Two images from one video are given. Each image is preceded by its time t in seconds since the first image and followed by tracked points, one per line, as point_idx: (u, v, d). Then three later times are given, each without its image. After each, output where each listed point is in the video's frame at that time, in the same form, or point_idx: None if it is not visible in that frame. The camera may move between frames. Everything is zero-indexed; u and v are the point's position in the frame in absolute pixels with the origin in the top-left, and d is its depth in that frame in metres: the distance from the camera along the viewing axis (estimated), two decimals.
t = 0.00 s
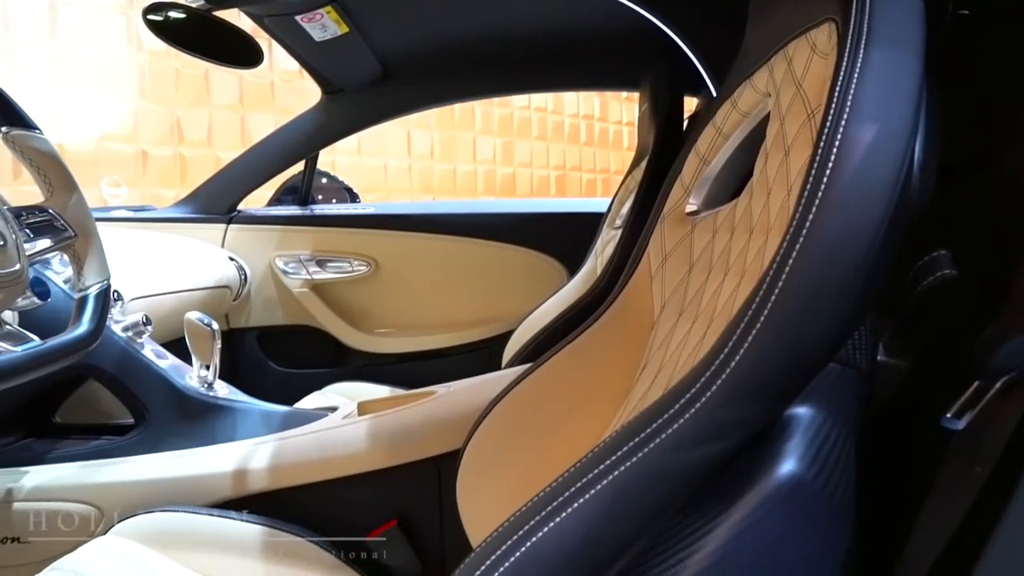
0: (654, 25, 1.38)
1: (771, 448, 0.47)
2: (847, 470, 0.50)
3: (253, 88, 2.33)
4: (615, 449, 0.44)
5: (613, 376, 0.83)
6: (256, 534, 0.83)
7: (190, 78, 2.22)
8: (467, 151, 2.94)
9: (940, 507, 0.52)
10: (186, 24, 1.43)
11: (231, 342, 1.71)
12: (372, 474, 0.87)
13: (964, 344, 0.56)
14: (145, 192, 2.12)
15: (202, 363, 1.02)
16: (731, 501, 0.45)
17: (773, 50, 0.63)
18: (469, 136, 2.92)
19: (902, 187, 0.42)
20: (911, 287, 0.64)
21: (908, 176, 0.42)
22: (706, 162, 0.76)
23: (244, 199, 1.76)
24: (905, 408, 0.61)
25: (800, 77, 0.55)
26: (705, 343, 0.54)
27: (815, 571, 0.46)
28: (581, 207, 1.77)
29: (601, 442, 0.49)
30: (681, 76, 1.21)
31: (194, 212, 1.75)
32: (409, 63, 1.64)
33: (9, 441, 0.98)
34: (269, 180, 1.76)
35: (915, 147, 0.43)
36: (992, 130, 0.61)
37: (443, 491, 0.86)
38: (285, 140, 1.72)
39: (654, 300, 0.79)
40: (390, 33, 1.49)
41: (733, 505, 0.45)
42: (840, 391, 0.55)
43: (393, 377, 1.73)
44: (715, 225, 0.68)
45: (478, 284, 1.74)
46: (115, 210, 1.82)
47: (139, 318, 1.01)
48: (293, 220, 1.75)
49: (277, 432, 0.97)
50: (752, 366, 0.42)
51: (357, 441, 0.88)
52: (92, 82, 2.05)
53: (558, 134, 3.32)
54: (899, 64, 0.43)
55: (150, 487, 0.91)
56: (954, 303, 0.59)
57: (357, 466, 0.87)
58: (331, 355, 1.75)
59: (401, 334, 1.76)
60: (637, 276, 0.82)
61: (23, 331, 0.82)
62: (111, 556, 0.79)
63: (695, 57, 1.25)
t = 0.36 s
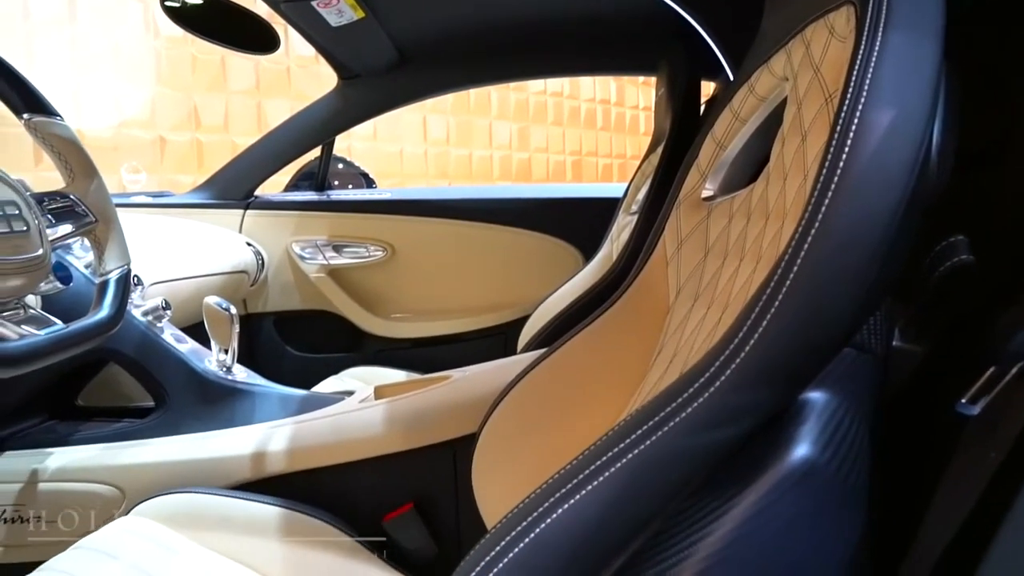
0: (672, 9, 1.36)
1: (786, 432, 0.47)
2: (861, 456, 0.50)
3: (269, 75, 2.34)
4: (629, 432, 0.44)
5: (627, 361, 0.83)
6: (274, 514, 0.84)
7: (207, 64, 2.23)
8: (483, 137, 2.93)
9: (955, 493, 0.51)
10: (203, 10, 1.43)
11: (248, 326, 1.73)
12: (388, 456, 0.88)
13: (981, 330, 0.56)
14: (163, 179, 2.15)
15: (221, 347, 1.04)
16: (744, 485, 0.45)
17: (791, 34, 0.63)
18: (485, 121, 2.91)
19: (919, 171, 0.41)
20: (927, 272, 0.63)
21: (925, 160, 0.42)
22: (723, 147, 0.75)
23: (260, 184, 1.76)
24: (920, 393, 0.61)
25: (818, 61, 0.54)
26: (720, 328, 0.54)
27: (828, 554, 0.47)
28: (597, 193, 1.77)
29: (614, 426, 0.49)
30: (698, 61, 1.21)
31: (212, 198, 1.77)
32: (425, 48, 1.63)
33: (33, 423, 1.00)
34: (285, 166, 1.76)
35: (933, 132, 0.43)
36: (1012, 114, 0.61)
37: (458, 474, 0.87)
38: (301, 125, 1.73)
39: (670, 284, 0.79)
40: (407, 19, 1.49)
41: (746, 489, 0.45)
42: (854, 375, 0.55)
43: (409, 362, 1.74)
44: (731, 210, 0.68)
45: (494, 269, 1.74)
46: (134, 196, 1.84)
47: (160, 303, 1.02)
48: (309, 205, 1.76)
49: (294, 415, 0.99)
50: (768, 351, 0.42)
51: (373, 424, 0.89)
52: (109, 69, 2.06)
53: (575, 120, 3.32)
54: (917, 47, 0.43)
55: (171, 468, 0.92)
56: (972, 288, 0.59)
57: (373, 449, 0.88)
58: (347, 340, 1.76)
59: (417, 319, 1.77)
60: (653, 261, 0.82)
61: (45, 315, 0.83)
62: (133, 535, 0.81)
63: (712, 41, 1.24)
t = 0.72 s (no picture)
0: None
1: (800, 418, 0.47)
2: (875, 443, 0.50)
3: (284, 61, 2.35)
4: (644, 418, 0.44)
5: (642, 348, 0.83)
6: (293, 499, 0.86)
7: (223, 51, 2.24)
8: (499, 122, 2.91)
9: (969, 481, 0.51)
10: None
11: (266, 312, 1.74)
12: (405, 441, 0.89)
13: (999, 318, 0.56)
14: (181, 165, 2.16)
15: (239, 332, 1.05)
16: (755, 472, 0.46)
17: (809, 19, 0.63)
18: (501, 107, 2.90)
19: (937, 158, 0.41)
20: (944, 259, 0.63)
21: (943, 147, 0.42)
22: (740, 133, 0.75)
23: (277, 170, 1.77)
24: (938, 381, 0.61)
25: (836, 47, 0.54)
26: (736, 313, 0.54)
27: (839, 541, 0.47)
28: (613, 179, 1.77)
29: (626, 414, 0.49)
30: (715, 45, 1.20)
31: (229, 184, 1.78)
32: (442, 34, 1.63)
33: (57, 406, 1.02)
34: (301, 152, 1.77)
35: (952, 119, 0.43)
36: None
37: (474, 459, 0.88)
38: (317, 112, 1.73)
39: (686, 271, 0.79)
40: (423, 5, 1.49)
41: (760, 475, 0.46)
42: (869, 363, 0.55)
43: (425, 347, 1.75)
44: (747, 197, 0.68)
45: (509, 255, 1.75)
46: (152, 182, 1.85)
47: (178, 289, 1.04)
48: (326, 191, 1.77)
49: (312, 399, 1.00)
50: (782, 337, 0.42)
51: (390, 409, 0.90)
52: (127, 56, 2.07)
53: (591, 105, 3.31)
54: (936, 33, 0.42)
55: (191, 451, 0.94)
56: (990, 276, 0.59)
57: (390, 433, 0.89)
58: (364, 326, 1.77)
59: (433, 305, 1.77)
60: (669, 247, 0.83)
61: (67, 301, 0.84)
62: (155, 516, 0.82)
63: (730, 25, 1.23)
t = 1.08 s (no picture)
0: None
1: (820, 406, 0.47)
2: (896, 431, 0.50)
3: (305, 48, 2.36)
4: (664, 405, 0.44)
5: (662, 336, 0.83)
6: (315, 482, 0.87)
7: (243, 38, 2.25)
8: (519, 108, 2.90)
9: (991, 471, 0.51)
10: None
11: (287, 298, 1.77)
12: (426, 426, 0.90)
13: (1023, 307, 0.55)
14: (202, 152, 2.18)
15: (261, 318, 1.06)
16: (775, 459, 0.46)
17: (834, 5, 0.62)
18: (520, 93, 2.89)
19: (963, 146, 0.41)
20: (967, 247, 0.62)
21: (969, 135, 0.41)
22: (762, 120, 0.75)
23: (298, 157, 1.79)
24: (959, 370, 0.60)
25: (860, 33, 0.54)
26: (758, 302, 0.54)
27: (859, 529, 0.47)
28: (633, 165, 1.76)
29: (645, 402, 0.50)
30: (738, 30, 1.19)
31: (251, 170, 1.80)
32: (461, 20, 1.62)
33: (85, 389, 1.04)
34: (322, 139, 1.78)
35: (979, 106, 0.42)
36: None
37: (494, 445, 0.88)
38: (338, 99, 1.74)
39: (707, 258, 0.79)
40: None
41: (779, 463, 0.46)
42: (891, 351, 0.55)
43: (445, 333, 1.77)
44: (769, 185, 0.68)
45: (529, 242, 1.75)
46: (175, 169, 1.87)
47: (202, 276, 1.06)
48: (346, 178, 1.78)
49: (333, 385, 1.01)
50: (803, 325, 0.42)
51: (411, 394, 0.91)
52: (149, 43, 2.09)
53: (610, 90, 3.29)
54: (963, 19, 0.42)
55: (215, 435, 0.95)
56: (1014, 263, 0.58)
57: (411, 418, 0.90)
58: (384, 312, 1.79)
59: (452, 291, 1.78)
60: (690, 234, 0.82)
61: (95, 287, 0.86)
62: (181, 498, 0.84)
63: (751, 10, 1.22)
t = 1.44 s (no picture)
0: None
1: (851, 395, 0.47)
2: (928, 421, 0.50)
3: (332, 34, 2.37)
4: (693, 393, 0.45)
5: (691, 323, 0.83)
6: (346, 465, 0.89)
7: (271, 25, 2.27)
8: (546, 93, 2.89)
9: None
10: None
11: (316, 283, 1.78)
12: (455, 411, 0.91)
13: None
14: (231, 139, 2.20)
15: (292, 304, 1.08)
16: (804, 448, 0.46)
17: None
18: (547, 78, 2.88)
19: (1001, 133, 0.40)
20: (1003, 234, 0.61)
21: (1008, 121, 0.41)
22: (794, 107, 0.74)
23: (327, 144, 1.80)
24: (993, 360, 0.58)
25: (896, 18, 0.53)
26: (789, 290, 0.54)
27: (889, 518, 0.47)
28: (661, 151, 1.75)
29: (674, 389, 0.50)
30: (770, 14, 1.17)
31: (281, 157, 1.81)
32: (489, 6, 1.62)
33: (120, 372, 1.06)
34: (351, 126, 1.79)
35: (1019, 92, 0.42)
36: None
37: (523, 430, 0.89)
38: (366, 85, 1.75)
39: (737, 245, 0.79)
40: None
41: (809, 451, 0.46)
42: (924, 339, 0.54)
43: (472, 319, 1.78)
44: (801, 171, 0.68)
45: (556, 228, 1.75)
46: (207, 156, 1.90)
47: (234, 262, 1.08)
48: (375, 164, 1.79)
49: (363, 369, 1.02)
50: (836, 314, 0.42)
51: (440, 379, 0.92)
52: (179, 31, 2.11)
53: (638, 75, 3.26)
54: (1003, 3, 0.41)
55: (248, 418, 0.97)
56: None
57: (440, 403, 0.91)
58: (412, 298, 1.80)
59: (480, 277, 1.79)
60: (720, 221, 0.82)
61: (131, 273, 0.87)
62: (216, 480, 0.86)
63: None
